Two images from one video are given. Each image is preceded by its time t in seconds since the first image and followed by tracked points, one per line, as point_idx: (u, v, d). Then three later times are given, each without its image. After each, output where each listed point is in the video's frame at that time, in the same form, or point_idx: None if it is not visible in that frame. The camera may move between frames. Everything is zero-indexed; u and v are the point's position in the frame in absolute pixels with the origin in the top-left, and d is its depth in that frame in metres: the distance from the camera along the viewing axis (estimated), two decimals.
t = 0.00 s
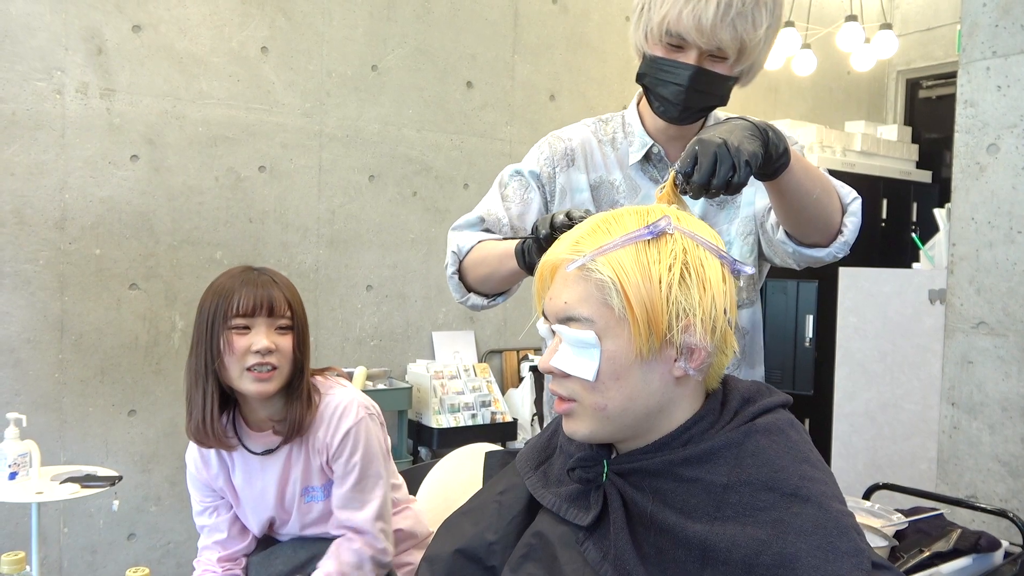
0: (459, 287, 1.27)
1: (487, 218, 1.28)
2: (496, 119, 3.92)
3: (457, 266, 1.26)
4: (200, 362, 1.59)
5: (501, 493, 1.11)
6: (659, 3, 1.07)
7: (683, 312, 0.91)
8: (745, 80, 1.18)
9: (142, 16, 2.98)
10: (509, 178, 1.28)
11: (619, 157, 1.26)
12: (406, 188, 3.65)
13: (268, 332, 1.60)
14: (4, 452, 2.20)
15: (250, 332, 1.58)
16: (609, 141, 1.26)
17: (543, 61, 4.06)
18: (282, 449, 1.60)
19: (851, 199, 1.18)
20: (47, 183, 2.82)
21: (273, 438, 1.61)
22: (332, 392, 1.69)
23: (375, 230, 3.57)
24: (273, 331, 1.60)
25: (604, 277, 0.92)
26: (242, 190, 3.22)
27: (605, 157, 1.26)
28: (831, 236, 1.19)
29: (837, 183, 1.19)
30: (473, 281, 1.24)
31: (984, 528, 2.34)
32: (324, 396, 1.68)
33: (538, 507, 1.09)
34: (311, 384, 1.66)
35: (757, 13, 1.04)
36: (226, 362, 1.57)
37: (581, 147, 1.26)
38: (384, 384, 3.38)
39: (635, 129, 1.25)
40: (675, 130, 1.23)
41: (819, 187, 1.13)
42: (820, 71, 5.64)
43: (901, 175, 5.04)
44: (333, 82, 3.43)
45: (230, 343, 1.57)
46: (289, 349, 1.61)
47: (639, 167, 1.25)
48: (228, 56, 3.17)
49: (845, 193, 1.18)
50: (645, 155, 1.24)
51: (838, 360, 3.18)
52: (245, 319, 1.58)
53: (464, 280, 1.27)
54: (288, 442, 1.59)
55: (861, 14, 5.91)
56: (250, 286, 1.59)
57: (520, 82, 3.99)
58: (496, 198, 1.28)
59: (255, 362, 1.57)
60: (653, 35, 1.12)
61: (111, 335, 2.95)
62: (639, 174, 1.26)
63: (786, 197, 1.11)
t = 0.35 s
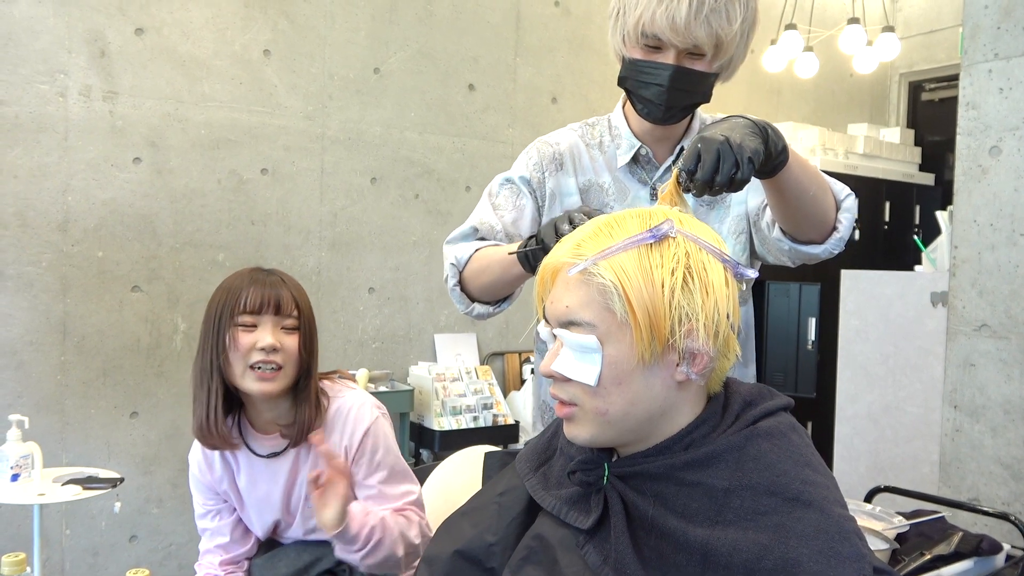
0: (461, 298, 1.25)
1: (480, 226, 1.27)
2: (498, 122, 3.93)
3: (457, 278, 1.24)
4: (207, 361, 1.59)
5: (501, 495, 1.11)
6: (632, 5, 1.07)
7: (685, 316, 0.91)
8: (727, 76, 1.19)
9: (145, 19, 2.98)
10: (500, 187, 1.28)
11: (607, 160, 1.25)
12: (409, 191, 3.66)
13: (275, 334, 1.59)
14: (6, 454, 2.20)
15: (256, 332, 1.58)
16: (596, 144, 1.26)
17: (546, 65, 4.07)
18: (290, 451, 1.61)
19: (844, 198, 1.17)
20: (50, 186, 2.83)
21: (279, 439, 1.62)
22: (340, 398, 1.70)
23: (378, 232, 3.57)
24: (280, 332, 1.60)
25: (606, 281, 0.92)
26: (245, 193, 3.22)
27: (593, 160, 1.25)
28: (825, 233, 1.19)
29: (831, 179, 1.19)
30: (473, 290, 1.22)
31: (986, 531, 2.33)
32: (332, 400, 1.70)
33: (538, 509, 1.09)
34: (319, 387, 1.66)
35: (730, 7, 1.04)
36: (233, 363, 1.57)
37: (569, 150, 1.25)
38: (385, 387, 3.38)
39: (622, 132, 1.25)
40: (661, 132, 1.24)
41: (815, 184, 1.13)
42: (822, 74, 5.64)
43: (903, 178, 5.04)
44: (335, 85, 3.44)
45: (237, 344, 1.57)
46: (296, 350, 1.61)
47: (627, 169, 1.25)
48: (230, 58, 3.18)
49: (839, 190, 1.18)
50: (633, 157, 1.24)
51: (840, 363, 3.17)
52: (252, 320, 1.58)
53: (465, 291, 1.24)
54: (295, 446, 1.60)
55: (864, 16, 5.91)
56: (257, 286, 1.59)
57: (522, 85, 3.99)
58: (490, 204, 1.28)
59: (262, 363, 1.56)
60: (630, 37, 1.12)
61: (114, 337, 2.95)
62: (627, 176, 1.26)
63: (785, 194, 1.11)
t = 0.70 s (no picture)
0: (490, 344, 1.19)
1: (491, 269, 1.19)
2: (499, 124, 3.94)
3: (482, 326, 1.18)
4: (209, 366, 1.60)
5: (499, 495, 1.11)
6: (667, 30, 1.02)
7: (682, 319, 0.92)
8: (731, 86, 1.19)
9: (147, 21, 3.00)
10: (497, 210, 1.24)
11: (602, 165, 1.25)
12: (409, 193, 3.66)
13: (276, 340, 1.60)
14: (8, 455, 2.20)
15: (258, 340, 1.59)
16: (589, 150, 1.26)
17: (547, 67, 4.08)
18: (286, 456, 1.61)
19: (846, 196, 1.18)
20: (52, 188, 2.84)
21: (278, 443, 1.62)
22: (341, 404, 1.69)
23: (378, 234, 3.58)
24: (281, 339, 1.60)
25: (603, 283, 0.92)
26: (246, 195, 3.23)
27: (587, 167, 1.25)
28: (832, 228, 1.19)
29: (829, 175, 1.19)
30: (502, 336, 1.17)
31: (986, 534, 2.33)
32: (332, 407, 1.69)
33: (536, 510, 1.09)
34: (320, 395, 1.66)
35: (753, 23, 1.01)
36: (235, 370, 1.58)
37: (561, 159, 1.25)
38: (386, 389, 3.38)
39: (614, 135, 1.24)
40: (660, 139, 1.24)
41: (815, 186, 1.13)
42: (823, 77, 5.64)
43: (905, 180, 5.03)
44: (337, 87, 3.45)
45: (239, 350, 1.58)
46: (297, 357, 1.62)
47: (623, 173, 1.25)
48: (232, 61, 3.19)
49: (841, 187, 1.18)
50: (629, 161, 1.24)
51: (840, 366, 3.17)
52: (254, 326, 1.58)
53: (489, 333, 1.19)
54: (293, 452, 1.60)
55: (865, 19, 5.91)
56: (261, 293, 1.60)
57: (523, 87, 4.00)
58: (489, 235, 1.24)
59: (263, 370, 1.57)
60: (656, 59, 1.07)
61: (115, 338, 2.96)
62: (624, 180, 1.26)
63: (784, 200, 1.12)
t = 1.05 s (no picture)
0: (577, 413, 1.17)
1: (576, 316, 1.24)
2: (500, 125, 3.94)
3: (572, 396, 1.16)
4: (199, 378, 1.60)
5: (499, 495, 1.11)
6: (721, 82, 1.12)
7: (678, 315, 0.92)
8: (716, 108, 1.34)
9: (148, 21, 3.00)
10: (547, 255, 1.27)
11: (613, 191, 1.38)
12: (410, 194, 3.67)
13: (265, 348, 1.59)
14: (8, 454, 2.21)
15: (246, 347, 1.58)
16: (598, 177, 1.37)
17: (548, 68, 4.08)
18: (281, 457, 1.62)
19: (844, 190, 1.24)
20: (53, 188, 2.84)
21: (273, 445, 1.63)
22: (328, 393, 1.68)
23: (379, 234, 3.58)
24: (271, 347, 1.60)
25: (600, 279, 0.93)
26: (247, 195, 3.24)
27: (600, 194, 1.38)
28: (833, 219, 1.24)
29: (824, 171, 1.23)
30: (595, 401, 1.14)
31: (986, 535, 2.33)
32: (320, 398, 1.67)
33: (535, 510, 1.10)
34: (310, 392, 1.66)
35: (781, 65, 1.15)
36: (225, 380, 1.58)
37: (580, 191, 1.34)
38: (386, 389, 3.39)
39: (621, 161, 1.36)
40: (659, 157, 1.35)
41: (816, 187, 1.19)
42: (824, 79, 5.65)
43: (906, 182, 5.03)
44: (338, 88, 3.46)
45: (228, 360, 1.57)
46: (288, 364, 1.61)
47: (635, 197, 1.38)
48: (234, 61, 3.19)
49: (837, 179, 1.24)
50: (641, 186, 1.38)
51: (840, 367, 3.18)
52: (240, 335, 1.58)
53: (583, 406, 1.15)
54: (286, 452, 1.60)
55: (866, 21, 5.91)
56: (246, 300, 1.59)
57: (524, 89, 4.00)
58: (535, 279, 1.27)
59: (254, 380, 1.57)
60: (699, 103, 1.15)
61: (116, 338, 2.96)
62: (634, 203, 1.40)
63: (790, 206, 1.17)
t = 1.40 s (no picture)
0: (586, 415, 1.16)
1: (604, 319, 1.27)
2: (502, 124, 3.94)
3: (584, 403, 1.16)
4: (198, 374, 1.60)
5: (499, 495, 1.11)
6: (734, 84, 1.13)
7: (679, 316, 0.92)
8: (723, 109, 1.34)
9: (152, 18, 3.00)
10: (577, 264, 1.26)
11: (627, 198, 1.37)
12: (412, 192, 3.67)
13: (263, 344, 1.60)
14: (9, 449, 2.21)
15: (244, 344, 1.58)
16: (612, 184, 1.36)
17: (551, 68, 4.08)
18: (281, 453, 1.62)
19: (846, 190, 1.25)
20: (55, 184, 2.85)
21: (273, 440, 1.63)
22: (329, 388, 1.68)
23: (381, 233, 3.59)
24: (269, 342, 1.60)
25: (602, 279, 0.93)
26: (249, 192, 3.24)
27: (616, 201, 1.36)
28: (835, 220, 1.26)
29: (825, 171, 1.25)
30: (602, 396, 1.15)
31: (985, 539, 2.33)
32: (321, 393, 1.68)
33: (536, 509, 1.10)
34: (309, 387, 1.66)
35: (790, 66, 1.17)
36: (224, 376, 1.58)
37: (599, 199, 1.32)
38: (387, 387, 3.39)
39: (633, 167, 1.35)
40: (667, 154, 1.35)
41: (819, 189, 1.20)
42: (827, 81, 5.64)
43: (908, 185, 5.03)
44: (341, 86, 3.46)
45: (226, 356, 1.57)
46: (286, 358, 1.62)
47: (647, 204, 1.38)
48: (237, 59, 3.20)
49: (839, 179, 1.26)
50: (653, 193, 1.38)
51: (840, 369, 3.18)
52: (238, 330, 1.58)
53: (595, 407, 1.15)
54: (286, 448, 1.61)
55: (869, 23, 5.91)
56: (242, 296, 1.59)
57: (527, 89, 4.01)
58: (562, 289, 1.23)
59: (253, 375, 1.57)
60: (712, 104, 1.16)
61: (118, 334, 2.97)
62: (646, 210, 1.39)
63: (796, 207, 1.18)
